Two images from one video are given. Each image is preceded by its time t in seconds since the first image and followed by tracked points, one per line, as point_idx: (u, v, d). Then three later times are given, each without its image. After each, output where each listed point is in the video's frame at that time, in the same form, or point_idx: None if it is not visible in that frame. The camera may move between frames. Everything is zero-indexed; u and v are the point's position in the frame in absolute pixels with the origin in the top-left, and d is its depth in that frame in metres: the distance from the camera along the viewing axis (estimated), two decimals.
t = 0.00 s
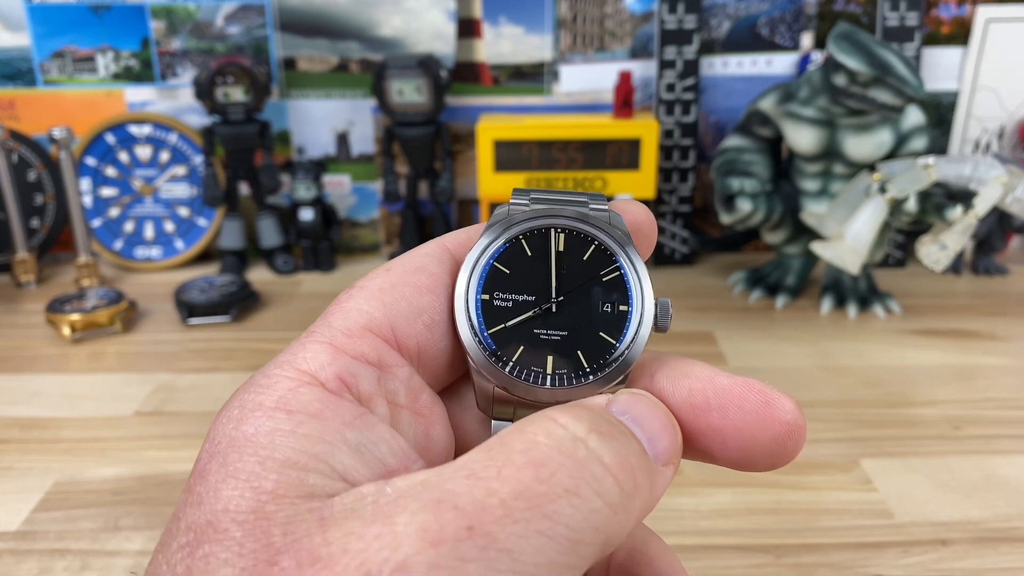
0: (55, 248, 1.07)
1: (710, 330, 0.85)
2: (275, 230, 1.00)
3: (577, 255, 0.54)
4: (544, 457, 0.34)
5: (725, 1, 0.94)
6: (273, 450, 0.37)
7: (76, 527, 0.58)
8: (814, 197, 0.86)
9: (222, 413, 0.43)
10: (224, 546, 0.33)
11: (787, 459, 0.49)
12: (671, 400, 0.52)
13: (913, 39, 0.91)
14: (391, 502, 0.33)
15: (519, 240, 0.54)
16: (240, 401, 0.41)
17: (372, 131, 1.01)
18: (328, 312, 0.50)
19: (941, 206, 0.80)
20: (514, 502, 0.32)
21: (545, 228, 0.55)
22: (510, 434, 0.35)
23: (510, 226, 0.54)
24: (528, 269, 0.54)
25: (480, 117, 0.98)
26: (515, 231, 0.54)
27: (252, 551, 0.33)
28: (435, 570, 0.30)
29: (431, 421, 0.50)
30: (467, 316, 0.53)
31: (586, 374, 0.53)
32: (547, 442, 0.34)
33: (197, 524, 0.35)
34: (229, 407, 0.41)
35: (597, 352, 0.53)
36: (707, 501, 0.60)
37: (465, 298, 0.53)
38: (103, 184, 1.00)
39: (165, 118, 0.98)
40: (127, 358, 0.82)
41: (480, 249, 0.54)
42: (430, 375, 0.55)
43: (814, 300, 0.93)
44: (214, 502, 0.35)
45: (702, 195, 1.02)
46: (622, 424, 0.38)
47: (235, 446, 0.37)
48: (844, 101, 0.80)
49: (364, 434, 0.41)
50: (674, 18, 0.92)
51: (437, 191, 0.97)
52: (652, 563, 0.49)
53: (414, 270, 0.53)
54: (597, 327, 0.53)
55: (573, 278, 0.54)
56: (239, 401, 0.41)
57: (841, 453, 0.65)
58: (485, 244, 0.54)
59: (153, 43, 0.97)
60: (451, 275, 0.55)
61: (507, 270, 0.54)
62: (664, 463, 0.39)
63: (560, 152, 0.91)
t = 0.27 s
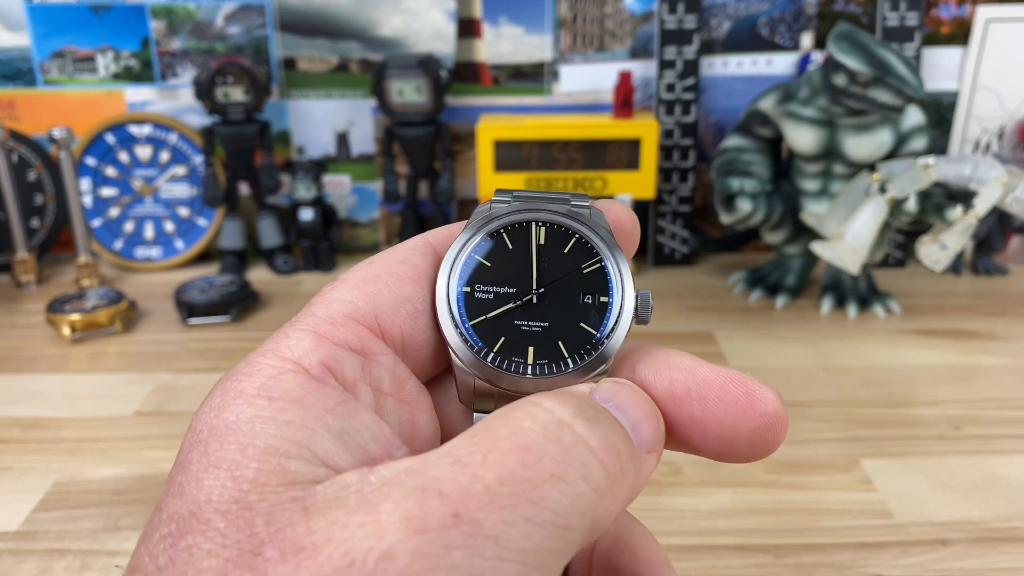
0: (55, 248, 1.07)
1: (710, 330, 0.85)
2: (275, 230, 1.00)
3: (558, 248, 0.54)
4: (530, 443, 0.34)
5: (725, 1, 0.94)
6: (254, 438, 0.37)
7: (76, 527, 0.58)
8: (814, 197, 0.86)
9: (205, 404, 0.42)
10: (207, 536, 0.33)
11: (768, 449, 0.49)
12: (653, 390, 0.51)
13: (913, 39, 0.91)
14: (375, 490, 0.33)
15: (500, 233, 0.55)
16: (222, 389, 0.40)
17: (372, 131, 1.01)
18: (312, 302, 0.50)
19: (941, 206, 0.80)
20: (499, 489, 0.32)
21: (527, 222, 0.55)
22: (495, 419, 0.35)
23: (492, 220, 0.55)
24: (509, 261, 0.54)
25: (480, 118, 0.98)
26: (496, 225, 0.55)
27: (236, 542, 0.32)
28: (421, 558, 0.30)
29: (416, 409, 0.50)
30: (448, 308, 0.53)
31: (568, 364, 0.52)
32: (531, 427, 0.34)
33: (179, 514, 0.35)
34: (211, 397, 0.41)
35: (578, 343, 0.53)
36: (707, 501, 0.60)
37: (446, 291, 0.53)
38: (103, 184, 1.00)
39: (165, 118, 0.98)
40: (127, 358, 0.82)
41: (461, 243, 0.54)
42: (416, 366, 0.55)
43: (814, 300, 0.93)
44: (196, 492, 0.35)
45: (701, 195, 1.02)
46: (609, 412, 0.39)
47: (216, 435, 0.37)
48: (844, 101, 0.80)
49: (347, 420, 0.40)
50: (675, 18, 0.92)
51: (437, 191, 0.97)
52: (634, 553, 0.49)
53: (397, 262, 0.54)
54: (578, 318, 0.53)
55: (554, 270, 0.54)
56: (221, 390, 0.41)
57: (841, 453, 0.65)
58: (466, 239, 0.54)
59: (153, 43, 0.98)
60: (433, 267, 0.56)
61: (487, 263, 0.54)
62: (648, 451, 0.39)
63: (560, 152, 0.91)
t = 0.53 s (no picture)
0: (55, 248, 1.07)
1: (710, 330, 0.85)
2: (275, 229, 1.00)
3: (553, 250, 0.54)
4: (529, 440, 0.34)
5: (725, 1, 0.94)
6: (253, 435, 0.37)
7: (76, 527, 0.58)
8: (814, 197, 0.86)
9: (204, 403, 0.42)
10: (207, 535, 0.33)
11: (759, 450, 0.49)
12: (645, 389, 0.51)
13: (913, 39, 0.91)
14: (376, 488, 0.33)
15: (496, 235, 0.55)
16: (221, 387, 0.40)
17: (372, 131, 1.01)
18: (310, 301, 0.50)
19: (941, 206, 0.80)
20: (500, 485, 0.32)
21: (522, 224, 0.55)
22: (495, 417, 0.35)
23: (487, 221, 0.55)
24: (504, 264, 0.54)
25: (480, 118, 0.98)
26: (492, 227, 0.55)
27: (236, 540, 0.32)
28: (422, 555, 0.30)
29: (414, 406, 0.50)
30: (443, 309, 0.53)
31: (562, 366, 0.52)
32: (531, 425, 0.35)
33: (179, 513, 0.34)
34: (209, 395, 0.41)
35: (573, 344, 0.53)
36: (707, 501, 0.60)
37: (441, 293, 0.53)
38: (103, 184, 1.00)
39: (165, 118, 0.98)
40: (126, 358, 0.82)
41: (456, 245, 0.54)
42: (413, 365, 0.55)
43: (814, 300, 0.93)
44: (196, 490, 0.35)
45: (702, 196, 1.02)
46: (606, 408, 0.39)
47: (215, 433, 0.37)
48: (844, 101, 0.80)
49: (346, 418, 0.41)
50: (674, 19, 0.92)
51: (437, 191, 0.97)
52: (632, 550, 0.49)
53: (394, 260, 0.54)
54: (573, 319, 0.53)
55: (549, 272, 0.54)
56: (220, 388, 0.40)
57: (842, 453, 0.65)
58: (461, 240, 0.54)
59: (153, 43, 0.98)
60: (429, 267, 0.56)
61: (483, 265, 0.54)
62: (644, 450, 0.39)
63: (560, 152, 0.91)
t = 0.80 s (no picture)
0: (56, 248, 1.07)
1: (710, 330, 0.85)
2: (275, 230, 1.00)
3: (554, 244, 0.54)
4: (532, 429, 0.34)
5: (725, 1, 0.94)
6: (254, 426, 0.37)
7: (76, 527, 0.58)
8: (814, 197, 0.86)
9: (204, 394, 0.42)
10: (208, 527, 0.33)
11: (760, 444, 0.49)
12: (646, 381, 0.52)
13: (913, 39, 0.91)
14: (377, 479, 0.33)
15: (497, 228, 0.55)
16: (222, 378, 0.40)
17: (372, 131, 1.01)
18: (310, 292, 0.50)
19: (941, 206, 0.80)
20: (504, 476, 0.32)
21: (523, 217, 0.55)
22: (497, 407, 0.35)
23: (488, 214, 0.54)
24: (505, 257, 0.54)
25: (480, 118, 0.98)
26: (493, 219, 0.54)
27: (237, 532, 0.32)
28: (426, 547, 0.30)
29: (416, 397, 0.51)
30: (443, 303, 0.53)
31: (563, 359, 0.52)
32: (535, 415, 0.34)
33: (179, 505, 0.35)
34: (209, 387, 0.41)
35: (573, 338, 0.53)
36: (707, 501, 0.60)
37: (442, 287, 0.53)
38: (103, 184, 1.00)
39: (165, 118, 0.98)
40: (126, 358, 0.82)
41: (457, 238, 0.54)
42: (414, 356, 0.55)
43: (814, 300, 0.93)
44: (197, 482, 0.35)
45: (702, 195, 1.02)
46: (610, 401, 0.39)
47: (215, 424, 0.37)
48: (844, 101, 0.80)
49: (347, 409, 0.41)
50: (675, 18, 0.92)
51: (437, 191, 0.97)
52: (632, 543, 0.49)
53: (394, 253, 0.54)
54: (573, 313, 0.53)
55: (550, 265, 0.54)
56: (220, 379, 0.41)
57: (842, 453, 0.65)
58: (461, 234, 0.54)
59: (153, 43, 0.98)
60: (430, 259, 0.56)
61: (483, 258, 0.54)
62: (647, 441, 0.39)
63: (560, 152, 0.91)
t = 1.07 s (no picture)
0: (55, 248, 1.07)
1: (710, 330, 0.85)
2: (275, 230, 1.00)
3: (552, 239, 0.54)
4: (530, 424, 0.34)
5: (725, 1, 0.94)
6: (250, 422, 0.37)
7: (76, 527, 0.58)
8: (814, 197, 0.86)
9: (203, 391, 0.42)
10: (204, 523, 0.33)
11: (759, 439, 0.49)
12: (645, 376, 0.51)
13: (913, 39, 0.91)
14: (374, 475, 0.33)
15: (495, 224, 0.55)
16: (219, 374, 0.40)
17: (372, 131, 1.01)
18: (308, 288, 0.50)
19: (941, 206, 0.80)
20: (502, 471, 0.32)
21: (521, 212, 0.55)
22: (495, 402, 0.35)
23: (486, 211, 0.55)
24: (503, 253, 0.54)
25: (480, 118, 0.98)
26: (491, 215, 0.55)
27: (233, 528, 0.33)
28: (424, 541, 0.30)
29: (414, 393, 0.51)
30: (441, 299, 0.53)
31: (561, 355, 0.53)
32: (532, 409, 0.35)
33: (175, 501, 0.35)
34: (207, 383, 0.41)
35: (571, 334, 0.53)
36: (707, 501, 0.60)
37: (439, 283, 0.53)
38: (103, 184, 1.00)
39: (165, 118, 0.98)
40: (126, 358, 0.82)
41: (455, 234, 0.54)
42: (413, 352, 0.55)
43: (814, 300, 0.93)
44: (193, 478, 0.35)
45: (702, 195, 1.02)
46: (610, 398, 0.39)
47: (212, 420, 0.37)
48: (844, 101, 0.80)
49: (345, 404, 0.41)
50: (675, 18, 0.92)
51: (437, 191, 0.97)
52: (632, 538, 0.49)
53: (392, 249, 0.54)
54: (571, 309, 0.54)
55: (548, 261, 0.54)
56: (218, 374, 0.41)
57: (842, 453, 0.65)
58: (459, 230, 0.54)
59: (153, 43, 0.98)
60: (428, 256, 0.56)
61: (481, 254, 0.54)
62: (646, 437, 0.39)
63: (560, 152, 0.91)
